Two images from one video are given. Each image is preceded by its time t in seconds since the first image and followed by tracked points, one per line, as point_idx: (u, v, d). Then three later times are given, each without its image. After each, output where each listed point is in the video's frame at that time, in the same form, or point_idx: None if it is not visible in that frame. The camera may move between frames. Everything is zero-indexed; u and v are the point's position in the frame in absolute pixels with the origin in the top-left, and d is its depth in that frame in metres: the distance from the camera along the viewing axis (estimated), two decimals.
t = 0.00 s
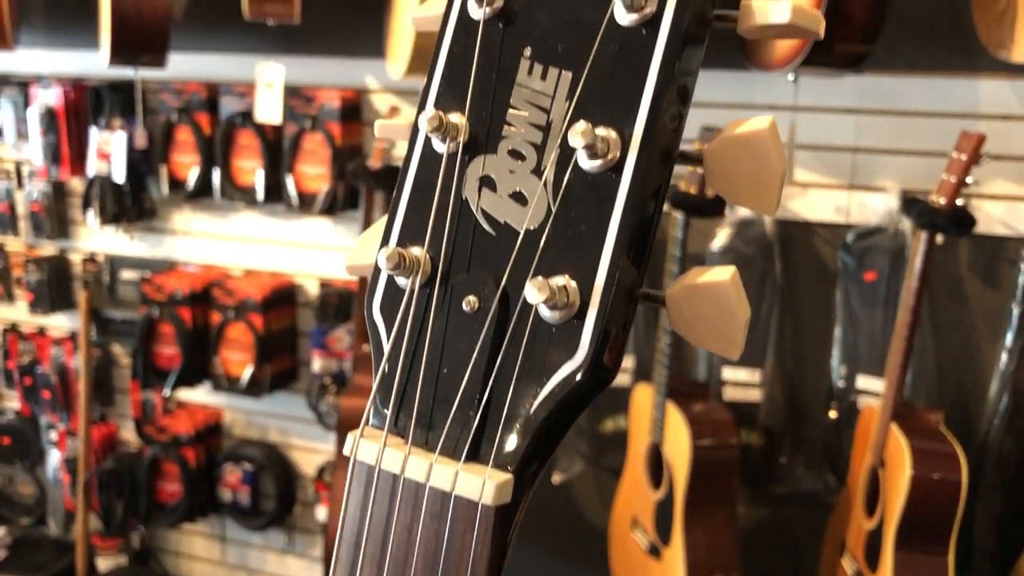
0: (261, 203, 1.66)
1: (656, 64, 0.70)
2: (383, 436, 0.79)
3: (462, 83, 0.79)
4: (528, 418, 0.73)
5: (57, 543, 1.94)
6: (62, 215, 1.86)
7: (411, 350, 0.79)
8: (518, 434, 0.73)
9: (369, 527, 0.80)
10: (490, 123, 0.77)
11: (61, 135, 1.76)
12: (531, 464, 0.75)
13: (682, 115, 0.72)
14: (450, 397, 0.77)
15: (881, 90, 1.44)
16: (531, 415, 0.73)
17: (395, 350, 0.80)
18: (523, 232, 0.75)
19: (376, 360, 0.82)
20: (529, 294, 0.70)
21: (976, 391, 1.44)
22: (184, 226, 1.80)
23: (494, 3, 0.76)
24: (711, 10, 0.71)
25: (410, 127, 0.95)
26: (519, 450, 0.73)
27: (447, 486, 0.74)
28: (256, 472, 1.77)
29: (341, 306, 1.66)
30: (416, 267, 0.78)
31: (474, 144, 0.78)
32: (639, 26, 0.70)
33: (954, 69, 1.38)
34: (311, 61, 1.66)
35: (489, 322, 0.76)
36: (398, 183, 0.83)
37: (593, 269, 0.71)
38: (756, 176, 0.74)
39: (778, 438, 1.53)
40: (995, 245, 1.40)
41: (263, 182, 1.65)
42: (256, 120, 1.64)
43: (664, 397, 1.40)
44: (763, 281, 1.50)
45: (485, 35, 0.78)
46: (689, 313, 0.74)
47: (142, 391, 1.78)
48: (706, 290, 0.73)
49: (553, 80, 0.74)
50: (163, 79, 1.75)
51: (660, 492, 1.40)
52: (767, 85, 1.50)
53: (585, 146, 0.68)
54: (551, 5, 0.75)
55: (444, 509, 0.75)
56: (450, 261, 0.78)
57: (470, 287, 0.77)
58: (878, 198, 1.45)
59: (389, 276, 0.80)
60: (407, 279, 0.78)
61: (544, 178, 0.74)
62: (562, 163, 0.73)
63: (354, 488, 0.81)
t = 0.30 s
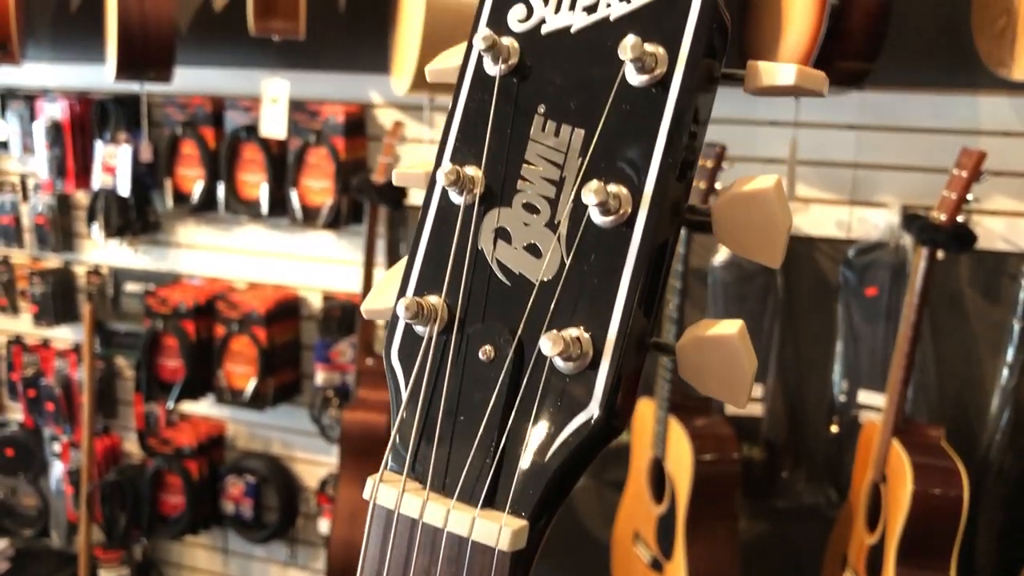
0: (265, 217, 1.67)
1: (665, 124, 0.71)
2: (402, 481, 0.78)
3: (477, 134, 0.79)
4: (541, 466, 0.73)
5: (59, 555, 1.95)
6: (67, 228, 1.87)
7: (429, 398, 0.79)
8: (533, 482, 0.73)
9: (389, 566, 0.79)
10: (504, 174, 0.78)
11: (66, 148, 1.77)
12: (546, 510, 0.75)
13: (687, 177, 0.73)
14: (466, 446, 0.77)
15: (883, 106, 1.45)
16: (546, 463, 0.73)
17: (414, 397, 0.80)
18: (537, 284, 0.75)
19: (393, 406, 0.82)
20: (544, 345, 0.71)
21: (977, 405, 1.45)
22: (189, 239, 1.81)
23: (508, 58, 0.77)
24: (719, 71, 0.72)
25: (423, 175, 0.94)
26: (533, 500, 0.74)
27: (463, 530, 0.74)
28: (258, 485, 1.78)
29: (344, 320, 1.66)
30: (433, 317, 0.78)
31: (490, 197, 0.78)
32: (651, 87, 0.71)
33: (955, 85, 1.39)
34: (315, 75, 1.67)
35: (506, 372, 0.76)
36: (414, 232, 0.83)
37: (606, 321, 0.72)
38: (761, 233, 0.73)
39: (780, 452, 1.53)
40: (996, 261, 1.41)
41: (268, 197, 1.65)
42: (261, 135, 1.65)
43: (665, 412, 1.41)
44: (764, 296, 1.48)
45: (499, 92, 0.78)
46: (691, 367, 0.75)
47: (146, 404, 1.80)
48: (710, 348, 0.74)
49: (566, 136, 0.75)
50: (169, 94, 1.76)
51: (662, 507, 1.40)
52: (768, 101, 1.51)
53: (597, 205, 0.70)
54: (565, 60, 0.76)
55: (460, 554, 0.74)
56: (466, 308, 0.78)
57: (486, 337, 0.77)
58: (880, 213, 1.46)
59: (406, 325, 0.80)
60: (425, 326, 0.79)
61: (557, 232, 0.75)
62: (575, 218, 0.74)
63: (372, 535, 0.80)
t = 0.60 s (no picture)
0: (265, 226, 1.68)
1: (660, 164, 0.71)
2: (407, 507, 0.77)
3: (480, 169, 0.78)
4: (540, 494, 0.73)
5: (58, 564, 1.95)
6: (68, 238, 1.88)
7: (432, 429, 0.78)
8: (531, 507, 0.72)
9: None
10: (506, 210, 0.76)
11: (68, 158, 1.78)
12: (546, 536, 0.74)
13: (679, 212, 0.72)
14: (468, 473, 0.76)
15: (878, 119, 1.46)
16: (545, 491, 0.72)
17: (419, 425, 0.78)
18: (537, 318, 0.75)
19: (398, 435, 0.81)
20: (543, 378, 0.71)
21: (973, 416, 1.46)
22: (190, 249, 1.82)
23: (510, 98, 0.76)
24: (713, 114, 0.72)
25: (433, 208, 0.83)
26: (531, 525, 0.73)
27: (467, 555, 0.73)
28: (258, 494, 1.78)
29: (343, 329, 1.67)
30: (438, 347, 0.77)
31: (492, 232, 0.77)
32: (645, 128, 0.71)
33: (950, 98, 1.41)
34: (315, 87, 1.68)
35: (508, 403, 0.75)
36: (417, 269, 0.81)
37: (603, 353, 0.72)
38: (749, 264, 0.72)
39: (777, 462, 1.54)
40: (990, 272, 1.43)
41: (268, 207, 1.67)
42: (262, 146, 1.66)
43: (662, 422, 1.42)
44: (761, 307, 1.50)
45: (501, 129, 0.77)
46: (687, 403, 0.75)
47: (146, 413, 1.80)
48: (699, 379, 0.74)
49: (565, 175, 0.74)
50: (170, 105, 1.78)
51: (660, 517, 1.41)
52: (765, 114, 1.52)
53: (594, 243, 0.70)
54: (564, 100, 0.75)
55: None
56: (470, 338, 0.77)
57: (488, 368, 0.76)
58: (876, 225, 1.48)
59: (410, 356, 0.79)
60: (429, 357, 0.77)
61: (557, 267, 0.74)
62: (574, 252, 0.73)
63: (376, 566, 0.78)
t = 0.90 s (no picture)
0: (259, 232, 1.69)
1: (658, 179, 0.69)
2: (414, 516, 0.74)
3: (484, 191, 0.76)
4: (540, 503, 0.71)
5: (51, 569, 1.94)
6: (62, 243, 1.88)
7: (438, 444, 0.75)
8: (530, 517, 0.70)
9: None
10: (509, 231, 0.75)
11: (62, 164, 1.78)
12: (547, 545, 0.72)
13: (668, 233, 0.71)
14: (472, 484, 0.73)
15: (867, 127, 1.47)
16: (546, 500, 0.70)
17: (424, 440, 0.76)
18: (540, 335, 0.73)
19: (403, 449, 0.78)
20: (543, 393, 0.69)
21: (961, 421, 1.48)
22: (185, 254, 1.82)
23: (512, 125, 0.74)
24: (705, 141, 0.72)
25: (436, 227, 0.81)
26: (530, 533, 0.70)
27: (471, 562, 0.70)
28: (251, 499, 1.79)
29: (337, 334, 1.69)
30: (442, 362, 0.75)
31: (495, 253, 0.75)
32: (639, 155, 0.70)
33: (939, 107, 1.42)
34: (309, 94, 1.69)
35: (510, 419, 0.73)
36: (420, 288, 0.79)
37: (600, 368, 0.70)
38: (739, 284, 0.71)
39: (768, 468, 1.55)
40: (978, 279, 1.45)
41: (262, 213, 1.67)
42: (255, 152, 1.67)
43: (654, 427, 1.44)
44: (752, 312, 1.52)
45: (503, 156, 0.75)
46: (677, 420, 0.74)
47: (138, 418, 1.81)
48: (688, 398, 0.72)
49: (564, 201, 0.73)
50: (164, 111, 1.78)
51: (651, 522, 1.42)
52: (756, 123, 1.52)
53: (592, 266, 0.69)
54: (561, 129, 0.73)
55: None
56: (472, 353, 0.75)
57: (490, 384, 0.74)
58: (865, 232, 1.49)
59: (416, 369, 0.76)
60: (434, 372, 0.75)
61: (557, 287, 0.72)
62: (573, 274, 0.72)
63: None
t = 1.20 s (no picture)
0: (251, 234, 1.69)
1: (650, 180, 0.71)
2: (420, 499, 0.75)
3: (485, 192, 0.77)
4: (540, 485, 0.72)
5: (42, 570, 1.94)
6: (53, 244, 1.88)
7: (441, 433, 0.76)
8: (530, 499, 0.72)
9: None
10: (509, 229, 0.76)
11: (54, 166, 1.78)
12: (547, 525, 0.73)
13: (660, 232, 0.72)
14: (474, 468, 0.74)
15: (855, 129, 1.49)
16: (545, 482, 0.72)
17: (429, 428, 0.77)
18: (540, 326, 0.74)
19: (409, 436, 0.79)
20: (541, 382, 0.70)
21: (947, 419, 1.50)
22: (176, 256, 1.82)
23: (511, 129, 0.75)
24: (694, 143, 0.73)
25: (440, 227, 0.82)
26: (530, 516, 0.72)
27: (474, 542, 0.72)
28: (243, 499, 1.79)
29: (329, 336, 1.69)
30: (445, 353, 0.76)
31: (496, 250, 0.76)
32: (631, 157, 0.71)
33: (925, 109, 1.44)
34: (302, 96, 1.69)
35: (511, 407, 0.74)
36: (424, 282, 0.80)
37: (597, 356, 0.71)
38: (723, 278, 0.73)
39: (757, 466, 1.56)
40: (963, 280, 1.47)
41: (255, 215, 1.68)
42: (248, 153, 1.68)
43: (644, 427, 1.44)
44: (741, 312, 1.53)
45: (503, 160, 0.76)
46: (668, 409, 0.75)
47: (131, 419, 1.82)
48: (678, 387, 0.74)
49: (561, 201, 0.74)
50: (157, 112, 1.78)
51: (642, 520, 1.43)
52: (745, 124, 1.54)
53: (587, 262, 0.70)
54: (558, 134, 0.74)
55: None
56: (474, 345, 0.76)
57: (492, 373, 0.75)
58: (852, 233, 1.50)
59: (420, 361, 0.77)
60: (437, 363, 0.76)
61: (555, 282, 0.73)
62: (571, 269, 0.73)
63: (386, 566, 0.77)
